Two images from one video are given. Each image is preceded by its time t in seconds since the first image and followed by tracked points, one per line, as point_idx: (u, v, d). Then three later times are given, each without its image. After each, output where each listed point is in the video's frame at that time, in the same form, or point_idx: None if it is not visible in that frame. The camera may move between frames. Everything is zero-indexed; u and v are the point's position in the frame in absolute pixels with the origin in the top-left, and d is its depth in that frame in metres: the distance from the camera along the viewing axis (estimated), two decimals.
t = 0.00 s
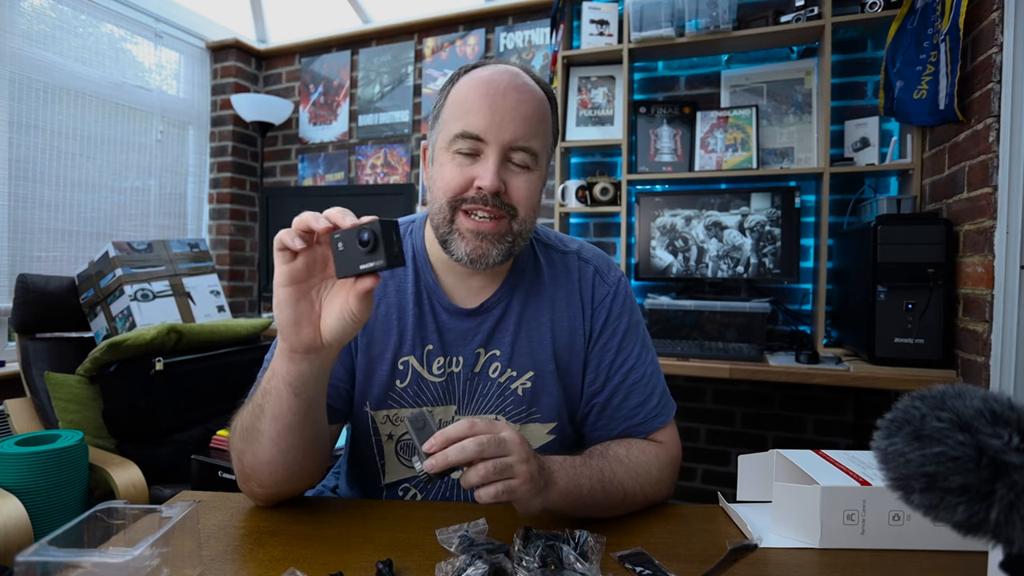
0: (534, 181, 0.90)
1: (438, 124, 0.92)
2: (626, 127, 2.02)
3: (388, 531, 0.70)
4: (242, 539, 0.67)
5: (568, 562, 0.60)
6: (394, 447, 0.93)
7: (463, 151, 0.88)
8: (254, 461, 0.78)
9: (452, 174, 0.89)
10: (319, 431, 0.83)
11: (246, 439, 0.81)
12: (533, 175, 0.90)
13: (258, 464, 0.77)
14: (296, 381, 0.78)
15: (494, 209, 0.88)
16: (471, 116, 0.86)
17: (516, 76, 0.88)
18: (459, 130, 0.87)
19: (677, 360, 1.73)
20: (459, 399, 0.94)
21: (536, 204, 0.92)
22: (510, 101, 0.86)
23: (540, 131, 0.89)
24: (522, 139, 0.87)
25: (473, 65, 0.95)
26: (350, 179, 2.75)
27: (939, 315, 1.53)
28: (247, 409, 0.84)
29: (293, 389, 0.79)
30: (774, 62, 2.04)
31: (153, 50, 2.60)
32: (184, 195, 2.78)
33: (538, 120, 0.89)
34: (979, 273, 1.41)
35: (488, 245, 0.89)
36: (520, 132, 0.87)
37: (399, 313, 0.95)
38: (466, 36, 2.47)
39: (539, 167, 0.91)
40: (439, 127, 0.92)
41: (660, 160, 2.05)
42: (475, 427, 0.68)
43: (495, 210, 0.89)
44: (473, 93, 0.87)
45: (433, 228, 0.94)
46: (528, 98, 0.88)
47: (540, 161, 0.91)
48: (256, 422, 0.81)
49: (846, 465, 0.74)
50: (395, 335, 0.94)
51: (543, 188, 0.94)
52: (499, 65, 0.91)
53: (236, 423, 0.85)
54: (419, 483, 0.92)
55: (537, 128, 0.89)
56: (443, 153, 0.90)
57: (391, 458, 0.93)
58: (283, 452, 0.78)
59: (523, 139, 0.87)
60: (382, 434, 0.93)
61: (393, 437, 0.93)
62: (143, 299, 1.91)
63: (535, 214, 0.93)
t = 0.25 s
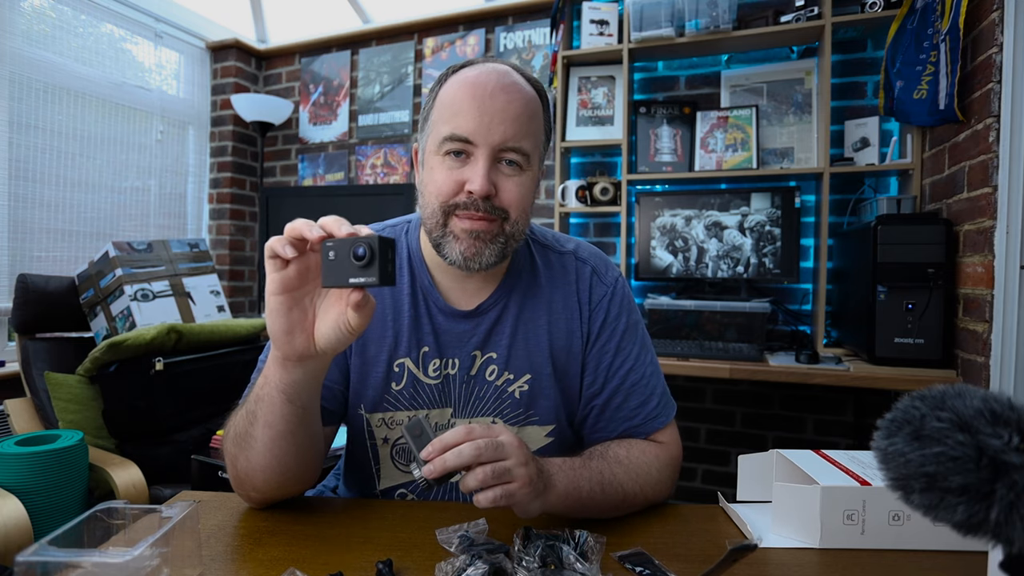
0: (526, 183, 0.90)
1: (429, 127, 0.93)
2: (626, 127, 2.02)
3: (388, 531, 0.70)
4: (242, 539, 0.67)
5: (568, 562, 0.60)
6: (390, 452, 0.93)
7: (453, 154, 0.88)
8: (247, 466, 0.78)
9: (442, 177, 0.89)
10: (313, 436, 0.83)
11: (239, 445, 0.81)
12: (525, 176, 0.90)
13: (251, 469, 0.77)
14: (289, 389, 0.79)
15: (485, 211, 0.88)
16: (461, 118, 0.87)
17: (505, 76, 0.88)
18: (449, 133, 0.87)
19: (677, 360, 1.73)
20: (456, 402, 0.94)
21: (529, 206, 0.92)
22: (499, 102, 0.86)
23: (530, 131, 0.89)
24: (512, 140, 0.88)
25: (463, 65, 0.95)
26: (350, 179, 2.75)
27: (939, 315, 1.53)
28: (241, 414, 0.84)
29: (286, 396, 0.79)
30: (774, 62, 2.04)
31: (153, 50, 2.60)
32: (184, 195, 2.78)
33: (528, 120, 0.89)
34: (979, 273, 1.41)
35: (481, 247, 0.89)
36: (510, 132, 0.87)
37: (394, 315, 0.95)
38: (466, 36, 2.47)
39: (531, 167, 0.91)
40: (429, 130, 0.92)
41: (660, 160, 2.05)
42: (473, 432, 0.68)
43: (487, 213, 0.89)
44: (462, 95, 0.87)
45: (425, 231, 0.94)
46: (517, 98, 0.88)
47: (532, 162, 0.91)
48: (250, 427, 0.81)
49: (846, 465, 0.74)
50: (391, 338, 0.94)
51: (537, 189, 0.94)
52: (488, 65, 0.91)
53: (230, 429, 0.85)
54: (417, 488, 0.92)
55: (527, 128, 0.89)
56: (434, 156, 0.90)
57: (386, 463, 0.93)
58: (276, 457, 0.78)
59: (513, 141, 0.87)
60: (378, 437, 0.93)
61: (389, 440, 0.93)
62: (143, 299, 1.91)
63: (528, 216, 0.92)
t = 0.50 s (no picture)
0: (523, 186, 0.90)
1: (426, 129, 0.93)
2: (626, 127, 2.02)
3: (388, 531, 0.70)
4: (242, 539, 0.67)
5: (568, 562, 0.60)
6: (389, 453, 0.93)
7: (450, 157, 0.88)
8: (247, 467, 0.78)
9: (440, 181, 0.89)
10: (313, 437, 0.84)
11: (238, 446, 0.81)
12: (522, 179, 0.90)
13: (251, 470, 0.77)
14: (287, 395, 0.79)
15: (482, 217, 0.89)
16: (457, 121, 0.87)
17: (501, 78, 0.88)
18: (446, 136, 0.88)
19: (677, 360, 1.73)
20: (455, 403, 0.94)
21: (526, 209, 0.92)
22: (495, 104, 0.86)
23: (528, 133, 0.89)
24: (509, 142, 0.88)
25: (460, 66, 0.95)
26: (350, 179, 2.75)
27: (939, 315, 1.53)
28: (241, 416, 0.84)
29: (285, 401, 0.79)
30: (774, 62, 2.04)
31: (153, 50, 2.60)
32: (184, 195, 2.78)
33: (524, 122, 0.89)
34: (979, 273, 1.41)
35: (478, 256, 0.90)
36: (506, 135, 0.87)
37: (392, 316, 0.95)
38: (466, 36, 2.47)
39: (529, 170, 0.91)
40: (426, 133, 0.92)
41: (660, 160, 2.05)
42: (471, 433, 0.68)
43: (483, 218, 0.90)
44: (458, 98, 0.87)
45: (424, 235, 0.95)
46: (514, 100, 0.87)
47: (530, 164, 0.91)
48: (249, 429, 0.81)
49: (846, 465, 0.74)
50: (389, 339, 0.94)
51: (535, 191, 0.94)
52: (484, 66, 0.91)
53: (229, 432, 0.85)
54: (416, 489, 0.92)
55: (524, 130, 0.89)
56: (431, 159, 0.90)
57: (385, 464, 0.93)
58: (276, 459, 0.78)
59: (511, 143, 0.87)
60: (377, 439, 0.93)
61: (388, 442, 0.93)
62: (143, 299, 1.91)
63: (525, 219, 0.93)
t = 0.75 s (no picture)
0: (524, 181, 0.90)
1: (427, 127, 0.93)
2: (626, 127, 2.02)
3: (387, 531, 0.70)
4: (242, 539, 0.67)
5: (568, 562, 0.60)
6: (389, 453, 0.93)
7: (452, 154, 0.88)
8: (246, 468, 0.78)
9: (442, 177, 0.89)
10: (313, 437, 0.84)
11: (238, 447, 0.81)
12: (523, 174, 0.90)
13: (251, 471, 0.77)
14: (286, 395, 0.79)
15: (484, 212, 0.88)
16: (459, 116, 0.87)
17: (502, 75, 0.89)
18: (447, 132, 0.87)
19: (677, 360, 1.73)
20: (455, 403, 0.94)
21: (527, 204, 0.92)
22: (496, 100, 0.87)
23: (528, 129, 0.89)
24: (510, 138, 0.87)
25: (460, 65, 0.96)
26: (350, 179, 2.75)
27: (939, 315, 1.52)
28: (240, 416, 0.84)
29: (283, 401, 0.79)
30: (774, 62, 2.04)
31: (153, 50, 2.60)
32: (184, 195, 2.78)
33: (525, 118, 0.89)
34: (979, 273, 1.41)
35: (481, 247, 0.89)
36: (508, 131, 0.87)
37: (393, 316, 0.95)
38: (466, 36, 2.47)
39: (529, 166, 0.91)
40: (427, 130, 0.92)
41: (660, 160, 2.05)
42: (471, 433, 0.68)
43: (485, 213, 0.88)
44: (459, 94, 0.87)
45: (425, 232, 0.94)
46: (515, 96, 0.88)
47: (531, 160, 0.91)
48: (249, 430, 0.81)
49: (846, 465, 0.74)
50: (389, 339, 0.94)
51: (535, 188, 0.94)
52: (484, 64, 0.92)
53: (229, 432, 0.85)
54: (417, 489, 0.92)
55: (525, 126, 0.89)
56: (433, 156, 0.90)
57: (386, 464, 0.93)
58: (275, 460, 0.78)
59: (512, 138, 0.87)
60: (377, 439, 0.93)
61: (388, 442, 0.93)
62: (143, 299, 1.91)
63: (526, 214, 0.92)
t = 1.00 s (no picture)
0: (532, 163, 0.91)
1: (431, 118, 0.94)
2: (626, 127, 2.02)
3: (387, 531, 0.69)
4: (242, 539, 0.67)
5: (568, 562, 0.60)
6: (390, 452, 0.93)
7: (460, 137, 0.89)
8: (254, 458, 0.78)
9: (450, 160, 0.89)
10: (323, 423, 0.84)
11: (245, 436, 0.81)
12: (530, 158, 0.91)
13: (259, 460, 0.77)
14: (306, 365, 0.78)
15: (493, 190, 0.88)
16: (466, 101, 0.88)
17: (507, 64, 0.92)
18: (455, 115, 0.89)
19: (677, 360, 1.73)
20: (456, 401, 0.94)
21: (534, 187, 0.92)
22: (503, 85, 0.89)
23: (534, 114, 0.92)
24: (518, 120, 0.89)
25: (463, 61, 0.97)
26: (350, 179, 2.75)
27: (939, 315, 1.53)
28: (246, 406, 0.84)
29: (302, 374, 0.78)
30: (774, 62, 2.04)
31: (153, 50, 2.60)
32: (184, 195, 2.78)
33: (530, 105, 0.91)
34: (979, 274, 1.41)
35: (490, 227, 0.88)
36: (515, 113, 0.89)
37: (393, 315, 0.95)
38: (466, 36, 2.47)
39: (534, 150, 0.92)
40: (432, 120, 0.93)
41: (660, 160, 2.05)
42: (476, 431, 0.68)
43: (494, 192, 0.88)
44: (466, 81, 0.89)
45: (430, 218, 0.92)
46: (521, 82, 0.91)
47: (536, 145, 0.93)
48: (257, 417, 0.80)
49: (846, 465, 0.74)
50: (390, 338, 0.94)
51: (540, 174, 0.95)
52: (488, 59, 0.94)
53: (235, 419, 0.85)
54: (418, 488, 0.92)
55: (531, 111, 0.91)
56: (440, 142, 0.90)
57: (387, 463, 0.93)
58: (287, 443, 0.78)
59: (520, 120, 0.89)
60: (378, 438, 0.93)
61: (389, 441, 0.93)
62: (143, 299, 1.91)
63: (533, 197, 0.92)
